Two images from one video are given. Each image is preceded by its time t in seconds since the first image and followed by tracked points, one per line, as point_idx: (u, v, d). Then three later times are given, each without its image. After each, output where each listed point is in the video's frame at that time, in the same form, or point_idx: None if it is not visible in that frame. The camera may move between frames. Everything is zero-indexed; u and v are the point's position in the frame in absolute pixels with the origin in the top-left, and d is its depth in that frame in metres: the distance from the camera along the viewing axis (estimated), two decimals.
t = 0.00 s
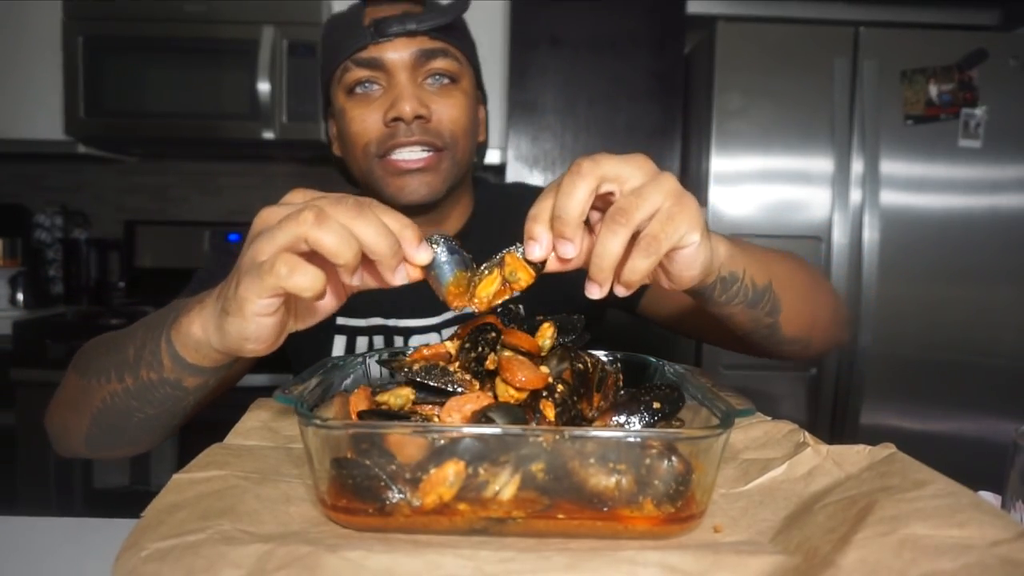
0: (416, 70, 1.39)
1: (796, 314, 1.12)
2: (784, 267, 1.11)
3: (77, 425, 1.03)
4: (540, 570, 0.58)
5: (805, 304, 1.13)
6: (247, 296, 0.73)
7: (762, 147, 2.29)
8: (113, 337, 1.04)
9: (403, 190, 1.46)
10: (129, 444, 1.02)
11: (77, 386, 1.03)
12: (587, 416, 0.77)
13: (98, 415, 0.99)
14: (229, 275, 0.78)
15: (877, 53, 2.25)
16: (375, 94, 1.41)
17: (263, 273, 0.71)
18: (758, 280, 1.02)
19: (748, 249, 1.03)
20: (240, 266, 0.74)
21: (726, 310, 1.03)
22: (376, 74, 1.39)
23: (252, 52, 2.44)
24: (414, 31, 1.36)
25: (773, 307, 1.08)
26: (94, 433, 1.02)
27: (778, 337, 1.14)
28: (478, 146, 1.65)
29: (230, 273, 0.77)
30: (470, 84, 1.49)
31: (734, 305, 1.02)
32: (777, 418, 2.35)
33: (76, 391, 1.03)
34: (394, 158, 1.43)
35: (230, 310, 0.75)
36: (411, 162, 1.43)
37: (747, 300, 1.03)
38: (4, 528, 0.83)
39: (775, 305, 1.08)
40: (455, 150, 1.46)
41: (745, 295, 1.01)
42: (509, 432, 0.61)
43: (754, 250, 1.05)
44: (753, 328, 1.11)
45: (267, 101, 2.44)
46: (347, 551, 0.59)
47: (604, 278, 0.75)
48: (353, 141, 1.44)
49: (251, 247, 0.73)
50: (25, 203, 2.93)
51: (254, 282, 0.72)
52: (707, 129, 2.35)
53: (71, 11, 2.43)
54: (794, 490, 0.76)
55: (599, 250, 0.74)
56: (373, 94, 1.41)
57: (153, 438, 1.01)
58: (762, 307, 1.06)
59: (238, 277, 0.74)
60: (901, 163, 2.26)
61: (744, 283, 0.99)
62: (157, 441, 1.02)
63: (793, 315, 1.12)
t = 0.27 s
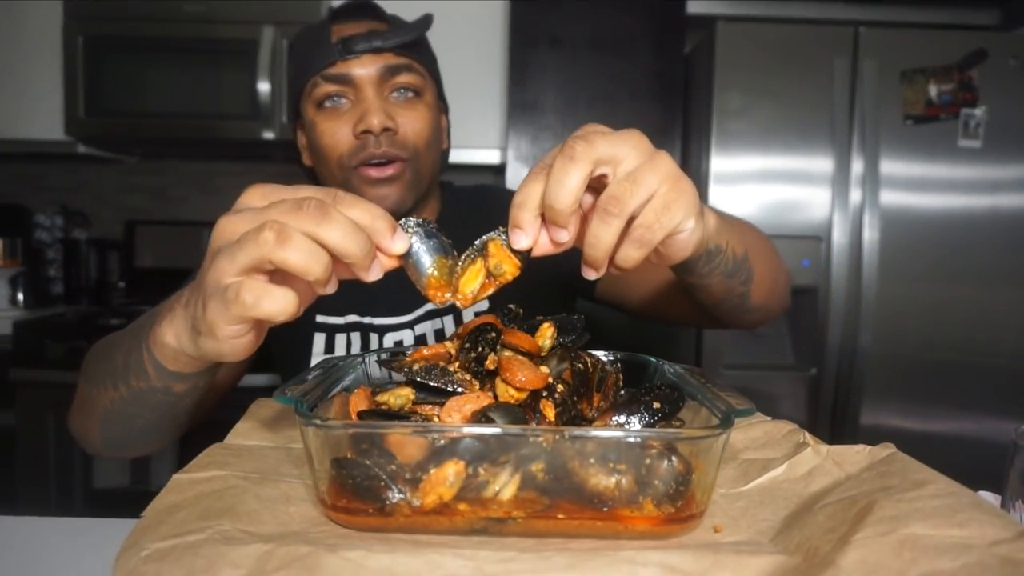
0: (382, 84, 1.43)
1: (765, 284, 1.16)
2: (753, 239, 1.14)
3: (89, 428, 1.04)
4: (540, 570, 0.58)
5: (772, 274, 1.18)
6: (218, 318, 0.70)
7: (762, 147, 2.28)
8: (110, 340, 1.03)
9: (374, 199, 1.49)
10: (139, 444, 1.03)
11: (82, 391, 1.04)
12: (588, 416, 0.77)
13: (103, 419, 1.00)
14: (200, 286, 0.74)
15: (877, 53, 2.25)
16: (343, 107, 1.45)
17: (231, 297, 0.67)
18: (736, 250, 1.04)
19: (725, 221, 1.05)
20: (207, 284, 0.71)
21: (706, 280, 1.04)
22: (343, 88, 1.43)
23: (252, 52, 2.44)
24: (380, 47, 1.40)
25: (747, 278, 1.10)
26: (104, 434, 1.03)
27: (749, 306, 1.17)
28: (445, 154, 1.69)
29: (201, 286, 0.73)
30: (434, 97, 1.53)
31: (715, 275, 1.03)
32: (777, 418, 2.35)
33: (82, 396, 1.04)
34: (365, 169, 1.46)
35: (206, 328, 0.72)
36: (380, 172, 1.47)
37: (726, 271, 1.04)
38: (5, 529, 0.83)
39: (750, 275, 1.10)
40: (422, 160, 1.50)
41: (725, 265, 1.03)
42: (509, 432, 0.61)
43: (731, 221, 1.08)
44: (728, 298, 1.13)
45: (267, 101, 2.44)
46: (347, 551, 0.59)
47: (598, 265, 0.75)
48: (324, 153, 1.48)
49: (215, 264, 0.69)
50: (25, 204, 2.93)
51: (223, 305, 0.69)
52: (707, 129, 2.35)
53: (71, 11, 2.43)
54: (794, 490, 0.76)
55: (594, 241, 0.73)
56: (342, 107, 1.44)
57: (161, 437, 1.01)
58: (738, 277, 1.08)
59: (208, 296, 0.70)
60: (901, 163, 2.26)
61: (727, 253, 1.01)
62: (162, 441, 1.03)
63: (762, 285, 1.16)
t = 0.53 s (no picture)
0: (365, 91, 1.44)
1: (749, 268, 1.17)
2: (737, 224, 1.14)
3: (93, 428, 1.05)
4: (540, 570, 0.58)
5: (756, 259, 1.18)
6: (210, 328, 0.69)
7: (762, 147, 2.28)
8: (108, 342, 1.03)
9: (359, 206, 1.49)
10: (143, 443, 1.03)
11: (83, 393, 1.04)
12: (588, 416, 0.77)
13: (105, 421, 1.00)
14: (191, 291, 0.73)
15: (876, 53, 2.25)
16: (326, 114, 1.45)
17: (222, 308, 0.66)
18: (725, 236, 1.04)
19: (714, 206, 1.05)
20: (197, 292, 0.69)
21: (697, 267, 1.04)
22: (326, 95, 1.43)
23: (252, 52, 2.44)
24: (361, 55, 1.40)
25: (735, 264, 1.10)
26: (108, 435, 1.03)
27: (734, 292, 1.18)
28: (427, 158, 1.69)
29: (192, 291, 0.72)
30: (416, 102, 1.53)
31: (706, 262, 1.03)
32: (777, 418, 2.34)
33: (84, 397, 1.04)
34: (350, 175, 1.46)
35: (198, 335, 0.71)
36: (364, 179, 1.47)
37: (717, 257, 1.04)
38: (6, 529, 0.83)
39: (737, 260, 1.10)
40: (404, 165, 1.51)
41: (716, 251, 1.02)
42: (509, 432, 0.61)
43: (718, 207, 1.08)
44: (717, 285, 1.12)
45: (267, 101, 2.44)
46: (347, 551, 0.59)
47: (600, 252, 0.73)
48: (308, 160, 1.48)
49: (204, 273, 0.68)
50: (25, 204, 2.93)
51: (215, 316, 0.68)
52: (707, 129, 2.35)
53: (71, 11, 2.43)
54: (794, 490, 0.76)
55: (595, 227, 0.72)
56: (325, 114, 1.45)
57: (164, 437, 1.01)
58: (727, 263, 1.07)
59: (199, 305, 0.69)
60: (900, 163, 2.27)
61: (719, 240, 1.01)
62: (166, 441, 1.03)
63: (746, 270, 1.16)
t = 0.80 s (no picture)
0: (363, 93, 1.44)
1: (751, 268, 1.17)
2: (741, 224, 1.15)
3: (95, 433, 1.05)
4: (540, 570, 0.58)
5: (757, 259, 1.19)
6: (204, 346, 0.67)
7: (761, 147, 2.29)
8: (109, 347, 1.03)
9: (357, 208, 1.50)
10: (143, 449, 1.03)
11: (85, 398, 1.04)
12: (587, 416, 0.77)
13: (105, 427, 1.00)
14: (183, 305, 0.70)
15: (876, 53, 2.25)
16: (324, 116, 1.45)
17: (217, 326, 0.64)
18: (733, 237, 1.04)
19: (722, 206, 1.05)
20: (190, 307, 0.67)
21: (705, 267, 1.03)
22: (324, 97, 1.43)
23: (252, 52, 2.44)
24: (359, 56, 1.40)
25: (740, 264, 1.10)
26: (109, 440, 1.03)
27: (737, 293, 1.18)
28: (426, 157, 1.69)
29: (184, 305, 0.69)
30: (414, 103, 1.53)
31: (714, 262, 1.03)
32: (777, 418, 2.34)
33: (85, 402, 1.04)
34: (348, 178, 1.47)
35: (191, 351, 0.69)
36: (362, 181, 1.47)
37: (724, 258, 1.04)
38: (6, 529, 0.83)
39: (742, 261, 1.11)
40: (404, 167, 1.51)
41: (723, 252, 1.02)
42: (509, 432, 0.62)
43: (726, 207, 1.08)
44: (722, 285, 1.12)
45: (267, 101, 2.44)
46: (347, 551, 0.60)
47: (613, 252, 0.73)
48: (306, 162, 1.48)
49: (197, 288, 0.65)
50: (25, 204, 2.93)
51: (210, 333, 0.65)
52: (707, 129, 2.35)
53: (71, 11, 2.43)
54: (793, 490, 0.76)
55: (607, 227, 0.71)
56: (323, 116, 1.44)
57: (164, 443, 1.01)
58: (732, 264, 1.07)
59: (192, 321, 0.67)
60: (900, 163, 2.27)
61: (727, 240, 1.01)
62: (167, 446, 1.03)
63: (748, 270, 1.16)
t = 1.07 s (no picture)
0: (367, 94, 1.44)
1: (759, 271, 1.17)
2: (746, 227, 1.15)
3: (95, 434, 1.05)
4: (540, 570, 0.58)
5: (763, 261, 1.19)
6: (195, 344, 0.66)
7: (761, 147, 2.29)
8: (110, 347, 1.03)
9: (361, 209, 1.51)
10: (143, 450, 1.03)
11: (85, 399, 1.04)
12: (587, 416, 0.77)
13: (106, 428, 1.00)
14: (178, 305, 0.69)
15: (876, 53, 2.25)
16: (328, 117, 1.45)
17: (207, 323, 0.63)
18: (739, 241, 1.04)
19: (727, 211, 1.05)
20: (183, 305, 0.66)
21: (713, 273, 1.03)
22: (328, 98, 1.43)
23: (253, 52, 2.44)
24: (364, 57, 1.39)
25: (747, 269, 1.10)
26: (108, 441, 1.03)
27: (745, 297, 1.17)
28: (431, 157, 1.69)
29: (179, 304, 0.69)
30: (420, 104, 1.53)
31: (723, 267, 1.03)
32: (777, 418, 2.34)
33: (86, 403, 1.04)
34: (352, 179, 1.47)
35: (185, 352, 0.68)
36: (366, 183, 1.48)
37: (733, 263, 1.04)
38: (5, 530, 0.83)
39: (749, 265, 1.11)
40: (409, 169, 1.51)
41: (732, 258, 1.02)
42: (509, 432, 0.62)
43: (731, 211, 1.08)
44: (732, 290, 1.12)
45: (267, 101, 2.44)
46: (347, 551, 0.60)
47: (623, 251, 0.71)
48: (309, 163, 1.48)
49: (190, 285, 0.64)
50: (25, 203, 2.93)
51: (201, 331, 0.64)
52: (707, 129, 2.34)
53: (71, 11, 2.43)
54: (793, 490, 0.76)
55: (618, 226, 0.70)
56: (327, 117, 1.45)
57: (165, 444, 1.01)
58: (741, 269, 1.07)
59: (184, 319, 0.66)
60: (900, 163, 2.27)
61: (734, 245, 1.01)
62: (166, 449, 1.02)
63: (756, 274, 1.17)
